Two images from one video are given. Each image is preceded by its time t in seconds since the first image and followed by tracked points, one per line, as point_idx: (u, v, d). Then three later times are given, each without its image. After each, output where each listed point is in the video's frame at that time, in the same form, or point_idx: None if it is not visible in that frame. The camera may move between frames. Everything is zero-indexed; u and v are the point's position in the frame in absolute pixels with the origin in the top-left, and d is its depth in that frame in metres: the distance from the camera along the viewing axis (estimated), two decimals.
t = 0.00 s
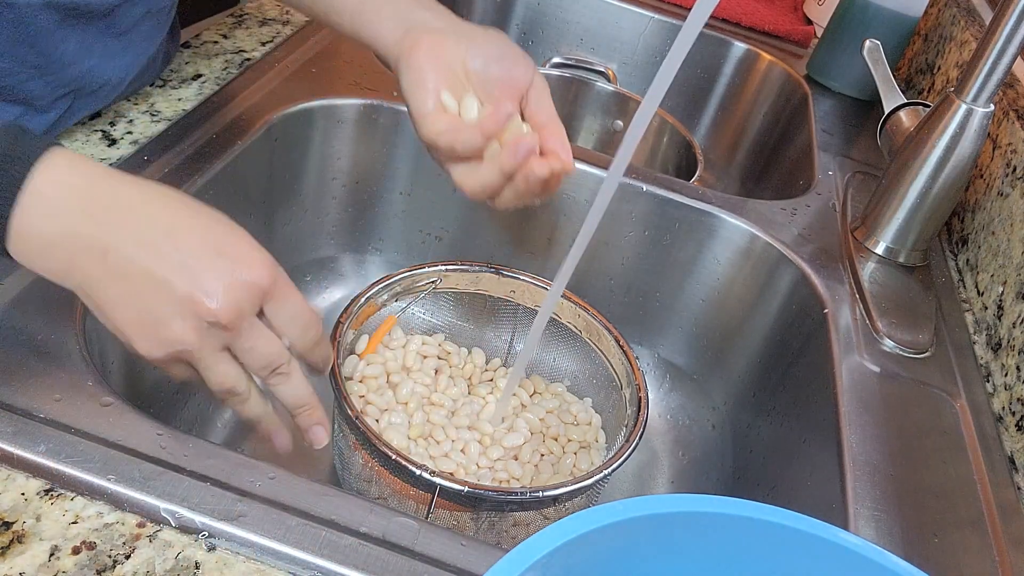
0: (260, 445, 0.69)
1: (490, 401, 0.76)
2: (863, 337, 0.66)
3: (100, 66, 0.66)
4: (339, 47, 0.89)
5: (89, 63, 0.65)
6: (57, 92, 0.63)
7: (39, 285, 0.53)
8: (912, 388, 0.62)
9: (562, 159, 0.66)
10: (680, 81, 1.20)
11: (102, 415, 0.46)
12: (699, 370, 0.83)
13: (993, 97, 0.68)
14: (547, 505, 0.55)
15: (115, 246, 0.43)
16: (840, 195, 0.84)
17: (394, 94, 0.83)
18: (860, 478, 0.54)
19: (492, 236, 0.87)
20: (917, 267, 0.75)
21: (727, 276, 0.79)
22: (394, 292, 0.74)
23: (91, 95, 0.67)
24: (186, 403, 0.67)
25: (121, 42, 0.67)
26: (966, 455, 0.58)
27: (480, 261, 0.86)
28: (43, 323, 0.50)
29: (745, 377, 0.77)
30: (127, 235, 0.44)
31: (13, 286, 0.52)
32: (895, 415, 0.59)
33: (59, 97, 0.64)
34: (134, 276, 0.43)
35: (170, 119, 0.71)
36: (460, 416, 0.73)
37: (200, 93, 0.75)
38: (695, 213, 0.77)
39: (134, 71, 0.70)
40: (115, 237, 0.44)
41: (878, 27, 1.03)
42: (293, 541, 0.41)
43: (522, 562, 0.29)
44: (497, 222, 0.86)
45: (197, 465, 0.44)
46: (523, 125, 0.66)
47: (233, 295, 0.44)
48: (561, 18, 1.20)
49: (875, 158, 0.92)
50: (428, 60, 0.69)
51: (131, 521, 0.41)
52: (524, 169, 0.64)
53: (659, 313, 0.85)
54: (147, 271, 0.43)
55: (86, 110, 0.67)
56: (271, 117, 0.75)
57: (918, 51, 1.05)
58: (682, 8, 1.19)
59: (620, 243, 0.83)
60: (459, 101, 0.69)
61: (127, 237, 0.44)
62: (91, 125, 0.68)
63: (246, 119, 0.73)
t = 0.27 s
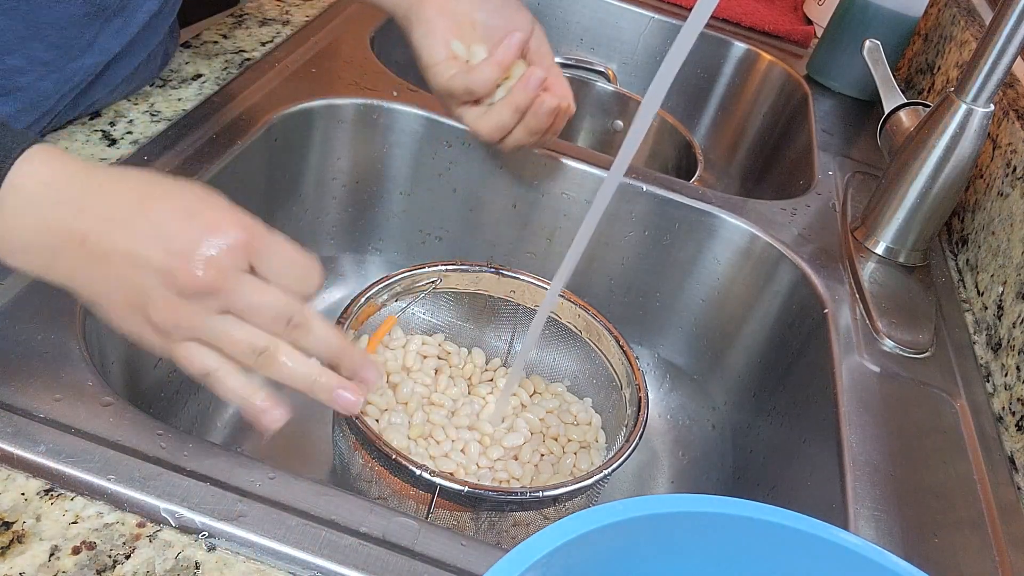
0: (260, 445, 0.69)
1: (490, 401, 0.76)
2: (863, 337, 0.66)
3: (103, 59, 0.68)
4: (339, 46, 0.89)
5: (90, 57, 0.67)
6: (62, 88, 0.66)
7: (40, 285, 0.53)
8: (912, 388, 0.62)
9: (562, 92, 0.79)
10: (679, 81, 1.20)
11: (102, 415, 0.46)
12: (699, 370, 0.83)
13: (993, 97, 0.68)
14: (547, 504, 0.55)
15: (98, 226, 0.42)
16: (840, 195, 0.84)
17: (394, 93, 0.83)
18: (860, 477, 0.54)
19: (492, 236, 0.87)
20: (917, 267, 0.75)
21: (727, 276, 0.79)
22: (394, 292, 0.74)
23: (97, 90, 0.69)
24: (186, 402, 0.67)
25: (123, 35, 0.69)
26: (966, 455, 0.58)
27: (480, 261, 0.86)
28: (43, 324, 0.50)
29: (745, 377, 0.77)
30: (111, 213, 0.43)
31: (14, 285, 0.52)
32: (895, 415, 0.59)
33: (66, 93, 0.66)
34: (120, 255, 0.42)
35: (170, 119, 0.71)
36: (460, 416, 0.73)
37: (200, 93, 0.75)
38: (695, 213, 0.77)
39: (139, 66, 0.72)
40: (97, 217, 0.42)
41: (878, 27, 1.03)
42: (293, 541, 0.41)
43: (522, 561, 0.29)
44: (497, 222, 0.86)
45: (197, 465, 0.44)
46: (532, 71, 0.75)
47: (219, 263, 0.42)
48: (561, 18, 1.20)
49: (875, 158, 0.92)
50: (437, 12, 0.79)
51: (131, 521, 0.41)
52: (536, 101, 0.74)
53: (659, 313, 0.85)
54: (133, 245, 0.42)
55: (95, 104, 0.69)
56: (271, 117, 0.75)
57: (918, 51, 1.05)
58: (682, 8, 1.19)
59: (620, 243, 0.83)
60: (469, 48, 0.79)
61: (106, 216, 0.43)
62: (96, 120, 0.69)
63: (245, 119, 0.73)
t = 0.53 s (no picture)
0: (260, 444, 0.69)
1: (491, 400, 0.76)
2: (863, 337, 0.66)
3: (107, 53, 0.68)
4: (339, 46, 0.89)
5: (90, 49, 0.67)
6: (67, 81, 0.66)
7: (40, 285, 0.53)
8: (912, 389, 0.62)
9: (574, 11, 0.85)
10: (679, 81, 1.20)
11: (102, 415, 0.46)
12: (699, 370, 0.83)
13: (993, 97, 0.68)
14: (547, 505, 0.55)
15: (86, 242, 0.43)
16: (840, 195, 0.84)
17: (394, 93, 0.83)
18: (860, 477, 0.54)
19: (492, 236, 0.87)
20: (917, 267, 0.75)
21: (727, 276, 0.79)
22: (394, 292, 0.74)
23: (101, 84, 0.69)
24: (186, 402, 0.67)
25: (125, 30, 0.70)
26: (966, 455, 0.58)
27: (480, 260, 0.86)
28: (43, 324, 0.50)
29: (745, 377, 0.77)
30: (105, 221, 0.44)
31: (14, 285, 0.52)
32: (895, 415, 0.59)
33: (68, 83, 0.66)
34: (109, 269, 0.43)
35: (170, 119, 0.71)
36: (460, 416, 0.73)
37: (200, 93, 0.75)
38: (695, 213, 0.77)
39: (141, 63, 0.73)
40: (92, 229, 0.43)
41: (878, 27, 1.03)
42: (293, 541, 0.41)
43: (522, 561, 0.29)
44: (497, 222, 0.86)
45: (197, 465, 0.44)
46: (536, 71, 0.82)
47: (191, 284, 0.43)
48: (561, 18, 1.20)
49: (875, 158, 0.92)
50: None
51: (131, 521, 0.41)
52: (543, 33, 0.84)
53: (659, 314, 0.85)
54: (118, 263, 0.43)
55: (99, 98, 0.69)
56: (271, 117, 0.75)
57: (918, 51, 1.05)
58: (682, 8, 1.19)
59: (620, 243, 0.83)
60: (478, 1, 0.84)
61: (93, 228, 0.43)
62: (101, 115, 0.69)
63: (245, 119, 0.73)
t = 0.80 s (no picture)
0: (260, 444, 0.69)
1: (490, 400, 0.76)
2: (863, 338, 0.66)
3: (111, 56, 0.69)
4: (339, 46, 0.89)
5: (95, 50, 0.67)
6: (71, 84, 0.66)
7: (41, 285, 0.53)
8: (912, 389, 0.62)
9: None
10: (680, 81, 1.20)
11: (102, 415, 0.46)
12: (699, 370, 0.83)
13: (994, 96, 0.68)
14: (547, 504, 0.55)
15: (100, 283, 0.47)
16: (840, 195, 0.84)
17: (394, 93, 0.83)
18: (860, 477, 0.54)
19: (492, 236, 0.87)
20: (917, 267, 0.75)
21: (727, 276, 0.79)
22: (394, 292, 0.74)
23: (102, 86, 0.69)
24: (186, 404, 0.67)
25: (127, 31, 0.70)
26: (966, 455, 0.58)
27: (480, 260, 0.86)
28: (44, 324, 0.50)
29: (744, 377, 0.77)
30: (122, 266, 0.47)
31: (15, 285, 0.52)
32: (895, 415, 0.59)
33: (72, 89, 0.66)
34: (121, 293, 0.47)
35: (170, 119, 0.71)
36: (461, 416, 0.73)
37: (200, 93, 0.75)
38: (696, 213, 0.77)
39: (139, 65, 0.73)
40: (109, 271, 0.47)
41: (878, 27, 1.03)
42: (293, 541, 0.41)
43: (522, 561, 0.29)
44: (497, 222, 0.86)
45: (197, 465, 0.44)
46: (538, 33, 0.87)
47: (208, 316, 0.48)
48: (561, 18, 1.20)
49: (875, 158, 0.92)
50: None
51: (131, 521, 0.41)
52: None
53: (659, 314, 0.85)
54: (132, 288, 0.47)
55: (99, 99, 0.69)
56: (271, 117, 0.74)
57: (918, 51, 1.05)
58: (682, 8, 1.19)
59: (620, 243, 0.83)
60: None
61: (105, 261, 0.47)
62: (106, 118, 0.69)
63: (245, 119, 0.73)
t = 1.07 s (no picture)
0: (259, 443, 0.69)
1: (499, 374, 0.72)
2: (862, 337, 0.66)
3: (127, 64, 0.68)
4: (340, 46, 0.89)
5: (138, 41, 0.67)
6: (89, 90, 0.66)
7: (41, 285, 0.53)
8: (911, 388, 0.62)
9: None
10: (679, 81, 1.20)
11: (102, 414, 0.46)
12: (698, 369, 0.83)
13: (992, 96, 0.68)
14: (565, 487, 0.53)
15: (276, 229, 0.43)
16: (839, 195, 0.84)
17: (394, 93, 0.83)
18: (859, 476, 0.54)
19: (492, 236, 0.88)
20: (916, 265, 0.75)
21: (726, 276, 0.79)
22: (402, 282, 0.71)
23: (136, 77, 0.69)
24: (186, 405, 0.68)
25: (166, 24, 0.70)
26: (965, 453, 0.59)
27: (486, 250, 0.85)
28: (43, 323, 0.50)
29: (744, 376, 0.77)
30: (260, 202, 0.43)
31: (15, 284, 0.52)
32: (895, 413, 0.59)
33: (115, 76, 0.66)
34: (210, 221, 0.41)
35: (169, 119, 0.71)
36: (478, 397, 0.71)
37: (200, 92, 0.75)
38: (695, 212, 0.77)
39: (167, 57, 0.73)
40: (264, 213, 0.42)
41: (877, 27, 1.03)
42: (293, 540, 0.41)
43: (523, 559, 0.29)
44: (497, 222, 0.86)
45: (197, 464, 0.44)
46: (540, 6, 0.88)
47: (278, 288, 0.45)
48: (561, 17, 1.20)
49: (874, 158, 0.92)
50: None
51: (131, 520, 0.41)
52: None
53: (658, 313, 0.85)
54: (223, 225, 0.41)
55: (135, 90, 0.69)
56: (271, 116, 0.75)
57: (917, 51, 1.05)
58: (682, 8, 1.19)
59: (619, 241, 0.83)
60: None
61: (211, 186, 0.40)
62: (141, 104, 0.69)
63: (245, 119, 0.73)
